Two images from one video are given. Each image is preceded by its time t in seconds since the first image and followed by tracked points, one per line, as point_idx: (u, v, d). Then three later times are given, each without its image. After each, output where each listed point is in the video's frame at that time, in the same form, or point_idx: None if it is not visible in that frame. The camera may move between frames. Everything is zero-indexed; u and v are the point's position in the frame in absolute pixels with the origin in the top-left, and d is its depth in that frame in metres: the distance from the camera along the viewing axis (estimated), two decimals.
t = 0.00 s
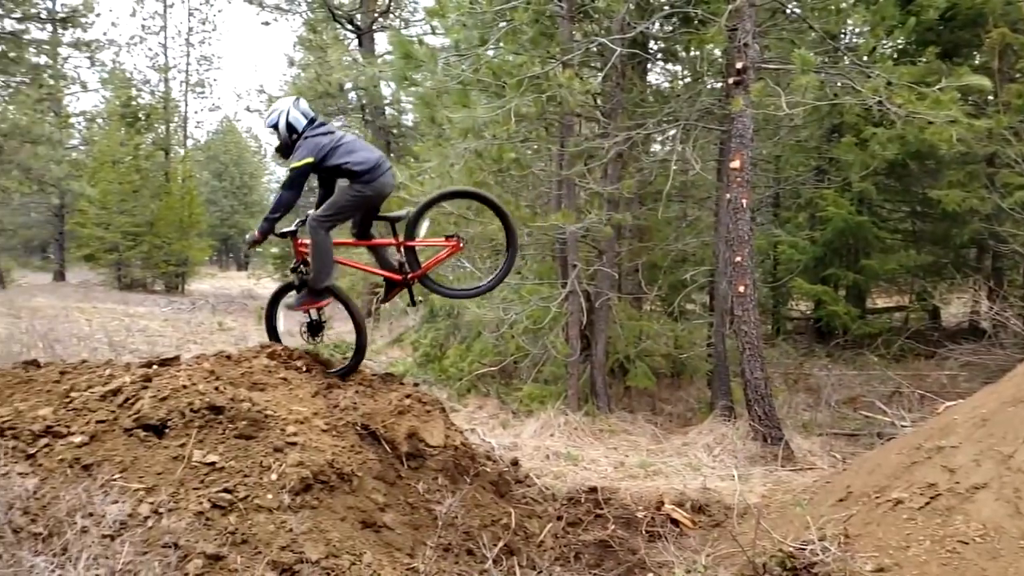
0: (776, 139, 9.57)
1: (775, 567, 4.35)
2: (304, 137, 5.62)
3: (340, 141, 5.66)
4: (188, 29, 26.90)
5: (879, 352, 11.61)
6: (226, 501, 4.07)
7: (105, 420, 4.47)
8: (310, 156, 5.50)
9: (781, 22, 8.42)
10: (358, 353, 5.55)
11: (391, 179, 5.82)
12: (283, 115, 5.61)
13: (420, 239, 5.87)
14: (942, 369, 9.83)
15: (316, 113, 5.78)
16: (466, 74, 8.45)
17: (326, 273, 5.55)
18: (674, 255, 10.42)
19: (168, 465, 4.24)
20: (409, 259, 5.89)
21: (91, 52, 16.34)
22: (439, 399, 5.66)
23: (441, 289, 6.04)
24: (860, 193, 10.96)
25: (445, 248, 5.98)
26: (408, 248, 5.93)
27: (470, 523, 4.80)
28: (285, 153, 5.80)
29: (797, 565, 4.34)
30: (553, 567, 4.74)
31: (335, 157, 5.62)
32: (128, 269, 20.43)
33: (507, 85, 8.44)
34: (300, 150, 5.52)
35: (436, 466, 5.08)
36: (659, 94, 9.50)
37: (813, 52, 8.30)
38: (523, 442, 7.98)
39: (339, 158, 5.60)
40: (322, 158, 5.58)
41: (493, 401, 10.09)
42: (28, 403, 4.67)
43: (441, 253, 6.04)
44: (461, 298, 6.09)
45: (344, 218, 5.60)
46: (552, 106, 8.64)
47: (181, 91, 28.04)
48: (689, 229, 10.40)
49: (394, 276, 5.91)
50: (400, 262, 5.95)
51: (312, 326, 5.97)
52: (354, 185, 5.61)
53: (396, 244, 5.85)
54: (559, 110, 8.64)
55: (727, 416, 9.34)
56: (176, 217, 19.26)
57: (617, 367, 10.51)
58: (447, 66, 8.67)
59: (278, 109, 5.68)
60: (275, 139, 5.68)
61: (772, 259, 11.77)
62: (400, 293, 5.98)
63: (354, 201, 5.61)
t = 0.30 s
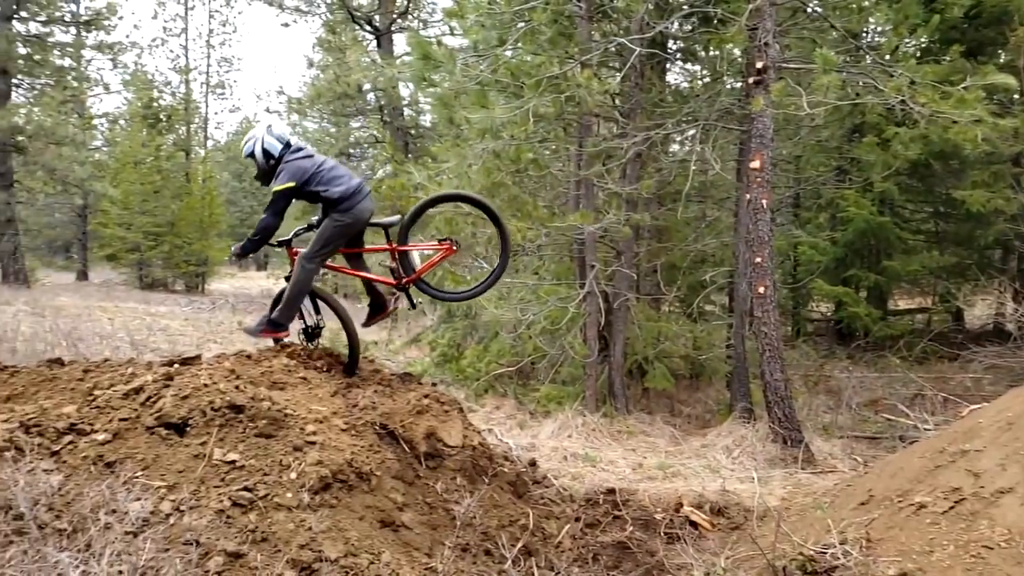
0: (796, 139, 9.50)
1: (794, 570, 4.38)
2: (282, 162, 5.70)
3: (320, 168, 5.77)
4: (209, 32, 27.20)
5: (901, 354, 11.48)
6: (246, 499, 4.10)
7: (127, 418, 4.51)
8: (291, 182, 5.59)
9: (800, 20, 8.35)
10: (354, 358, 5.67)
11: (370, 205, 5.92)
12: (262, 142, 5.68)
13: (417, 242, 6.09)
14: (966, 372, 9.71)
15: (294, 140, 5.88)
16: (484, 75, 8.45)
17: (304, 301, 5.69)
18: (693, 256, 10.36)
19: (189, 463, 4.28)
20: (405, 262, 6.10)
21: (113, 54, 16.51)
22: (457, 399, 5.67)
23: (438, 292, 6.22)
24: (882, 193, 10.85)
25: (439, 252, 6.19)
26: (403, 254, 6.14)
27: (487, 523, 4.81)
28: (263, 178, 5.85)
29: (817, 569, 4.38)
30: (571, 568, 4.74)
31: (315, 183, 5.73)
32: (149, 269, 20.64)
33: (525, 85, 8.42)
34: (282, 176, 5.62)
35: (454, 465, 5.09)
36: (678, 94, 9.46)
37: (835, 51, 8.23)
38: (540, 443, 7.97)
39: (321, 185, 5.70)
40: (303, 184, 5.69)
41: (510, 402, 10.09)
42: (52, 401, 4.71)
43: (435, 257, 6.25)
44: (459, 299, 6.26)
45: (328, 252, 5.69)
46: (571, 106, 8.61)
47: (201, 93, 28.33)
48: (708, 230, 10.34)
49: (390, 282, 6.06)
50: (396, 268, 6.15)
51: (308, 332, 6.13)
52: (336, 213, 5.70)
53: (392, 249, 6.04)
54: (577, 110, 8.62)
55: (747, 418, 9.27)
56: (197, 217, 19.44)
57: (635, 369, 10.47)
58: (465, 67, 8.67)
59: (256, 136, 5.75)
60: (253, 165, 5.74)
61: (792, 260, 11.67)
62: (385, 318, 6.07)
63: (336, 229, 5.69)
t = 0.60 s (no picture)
0: (814, 140, 9.42)
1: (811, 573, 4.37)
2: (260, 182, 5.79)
3: (300, 189, 5.78)
4: (226, 33, 27.41)
5: (920, 356, 11.38)
6: (262, 498, 4.12)
7: (146, 417, 4.54)
8: (269, 204, 5.65)
9: (818, 20, 8.29)
10: (350, 351, 5.81)
11: (345, 230, 5.86)
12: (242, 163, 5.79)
13: (408, 240, 6.13)
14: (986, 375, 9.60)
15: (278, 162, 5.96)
16: (500, 76, 8.45)
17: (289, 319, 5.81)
18: (710, 257, 10.31)
19: (207, 462, 4.31)
20: (398, 261, 6.16)
21: (132, 56, 16.66)
22: (472, 400, 5.68)
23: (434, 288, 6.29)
24: (901, 194, 10.74)
25: (431, 249, 6.24)
26: (396, 253, 6.18)
27: (503, 524, 4.80)
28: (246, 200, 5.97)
29: (834, 572, 4.35)
30: (586, 570, 4.72)
31: (292, 207, 5.74)
32: (167, 269, 20.81)
33: (540, 86, 8.42)
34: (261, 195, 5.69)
35: (469, 466, 5.09)
36: (695, 94, 9.42)
37: (853, 51, 8.17)
38: (555, 444, 7.96)
39: (299, 207, 5.70)
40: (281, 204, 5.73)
41: (525, 402, 10.08)
42: (72, 400, 4.76)
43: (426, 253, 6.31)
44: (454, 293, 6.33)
45: (307, 282, 5.72)
46: (586, 106, 8.59)
47: (219, 94, 28.56)
48: (725, 231, 10.29)
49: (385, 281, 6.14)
50: (390, 269, 6.21)
51: (308, 334, 6.24)
52: (312, 240, 5.67)
53: (385, 249, 6.07)
54: (593, 110, 8.61)
55: (763, 420, 9.21)
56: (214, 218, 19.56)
57: (651, 370, 10.43)
58: (481, 68, 8.67)
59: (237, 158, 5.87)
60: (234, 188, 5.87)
61: (810, 261, 11.59)
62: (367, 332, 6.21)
63: (312, 256, 5.66)
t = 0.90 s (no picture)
0: (829, 140, 9.36)
1: None
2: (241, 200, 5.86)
3: (281, 207, 5.84)
4: (240, 35, 27.55)
5: (935, 359, 11.28)
6: (276, 497, 4.14)
7: (161, 416, 4.57)
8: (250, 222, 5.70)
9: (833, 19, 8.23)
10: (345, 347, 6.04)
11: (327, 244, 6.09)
12: (224, 181, 5.84)
13: (393, 240, 6.19)
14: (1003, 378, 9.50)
15: (258, 175, 6.01)
16: (513, 76, 8.44)
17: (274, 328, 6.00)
18: (723, 258, 10.26)
19: (221, 461, 4.33)
20: (386, 262, 6.25)
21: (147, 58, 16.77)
22: (484, 401, 5.68)
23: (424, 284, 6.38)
24: (917, 195, 10.65)
25: (417, 247, 6.31)
26: (383, 253, 6.25)
27: (515, 525, 4.79)
28: (228, 212, 6.09)
29: None
30: (598, 571, 4.70)
31: (274, 222, 5.80)
32: (181, 268, 20.94)
33: (553, 86, 8.41)
34: (241, 213, 5.72)
35: (482, 466, 5.09)
36: (709, 94, 9.38)
37: (869, 51, 8.11)
38: (567, 445, 7.94)
39: (279, 224, 5.80)
40: (263, 222, 5.76)
41: (536, 403, 10.07)
42: (89, 398, 4.79)
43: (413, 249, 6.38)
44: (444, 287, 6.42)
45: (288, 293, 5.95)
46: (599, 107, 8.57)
47: (233, 95, 28.72)
48: (739, 232, 10.24)
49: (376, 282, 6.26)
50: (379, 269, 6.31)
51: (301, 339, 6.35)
52: (293, 258, 5.89)
53: (372, 251, 6.15)
54: (606, 111, 8.58)
55: (777, 423, 9.16)
56: (227, 219, 19.26)
57: (663, 372, 10.39)
58: (494, 69, 8.67)
59: (218, 172, 5.91)
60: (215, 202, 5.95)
61: (824, 263, 11.51)
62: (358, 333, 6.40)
63: (292, 273, 5.91)
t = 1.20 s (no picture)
0: (843, 141, 9.30)
1: None
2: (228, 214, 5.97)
3: (266, 217, 5.96)
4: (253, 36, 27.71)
5: (951, 361, 11.19)
6: (289, 496, 4.15)
7: (175, 415, 4.59)
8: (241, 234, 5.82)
9: (848, 19, 8.18)
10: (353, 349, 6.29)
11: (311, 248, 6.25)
12: (208, 198, 5.95)
13: (378, 236, 6.27)
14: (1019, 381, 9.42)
15: (240, 190, 6.14)
16: (526, 77, 8.44)
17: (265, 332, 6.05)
18: (737, 260, 10.22)
19: (234, 460, 4.35)
20: (373, 258, 6.35)
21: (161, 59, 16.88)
22: (496, 402, 5.68)
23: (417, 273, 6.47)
24: (933, 195, 10.58)
25: (402, 238, 6.39)
26: (369, 248, 6.33)
27: (527, 526, 4.78)
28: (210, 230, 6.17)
29: None
30: (610, 573, 4.69)
31: (262, 232, 5.92)
32: (195, 269, 21.06)
33: (566, 87, 8.40)
34: (232, 228, 5.84)
35: (494, 467, 5.09)
36: (722, 95, 9.36)
37: (884, 51, 8.06)
38: (579, 447, 7.92)
39: (267, 233, 5.94)
40: (251, 233, 5.88)
41: (548, 404, 10.05)
42: (103, 398, 4.82)
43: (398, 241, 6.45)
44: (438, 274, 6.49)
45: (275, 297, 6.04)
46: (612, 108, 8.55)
47: (246, 96, 28.86)
48: (752, 233, 10.19)
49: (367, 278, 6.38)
50: (367, 265, 6.40)
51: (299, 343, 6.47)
52: (281, 263, 6.02)
53: (358, 249, 6.23)
54: (619, 111, 8.57)
55: (790, 425, 9.11)
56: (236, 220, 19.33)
57: (676, 374, 10.35)
58: (507, 70, 8.67)
59: (201, 191, 6.01)
60: (199, 220, 6.05)
61: (838, 264, 11.44)
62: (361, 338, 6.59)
63: (280, 280, 6.04)
